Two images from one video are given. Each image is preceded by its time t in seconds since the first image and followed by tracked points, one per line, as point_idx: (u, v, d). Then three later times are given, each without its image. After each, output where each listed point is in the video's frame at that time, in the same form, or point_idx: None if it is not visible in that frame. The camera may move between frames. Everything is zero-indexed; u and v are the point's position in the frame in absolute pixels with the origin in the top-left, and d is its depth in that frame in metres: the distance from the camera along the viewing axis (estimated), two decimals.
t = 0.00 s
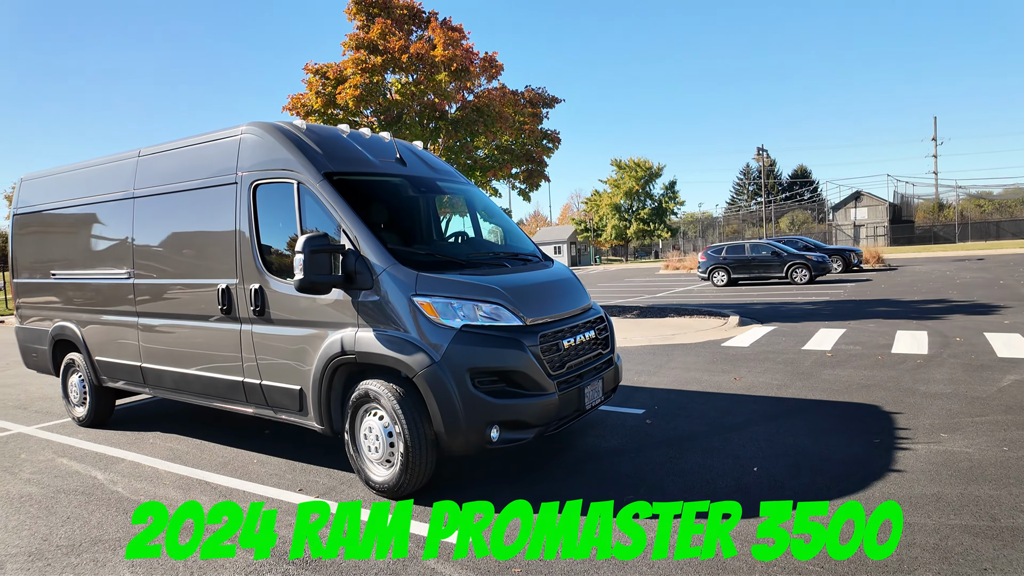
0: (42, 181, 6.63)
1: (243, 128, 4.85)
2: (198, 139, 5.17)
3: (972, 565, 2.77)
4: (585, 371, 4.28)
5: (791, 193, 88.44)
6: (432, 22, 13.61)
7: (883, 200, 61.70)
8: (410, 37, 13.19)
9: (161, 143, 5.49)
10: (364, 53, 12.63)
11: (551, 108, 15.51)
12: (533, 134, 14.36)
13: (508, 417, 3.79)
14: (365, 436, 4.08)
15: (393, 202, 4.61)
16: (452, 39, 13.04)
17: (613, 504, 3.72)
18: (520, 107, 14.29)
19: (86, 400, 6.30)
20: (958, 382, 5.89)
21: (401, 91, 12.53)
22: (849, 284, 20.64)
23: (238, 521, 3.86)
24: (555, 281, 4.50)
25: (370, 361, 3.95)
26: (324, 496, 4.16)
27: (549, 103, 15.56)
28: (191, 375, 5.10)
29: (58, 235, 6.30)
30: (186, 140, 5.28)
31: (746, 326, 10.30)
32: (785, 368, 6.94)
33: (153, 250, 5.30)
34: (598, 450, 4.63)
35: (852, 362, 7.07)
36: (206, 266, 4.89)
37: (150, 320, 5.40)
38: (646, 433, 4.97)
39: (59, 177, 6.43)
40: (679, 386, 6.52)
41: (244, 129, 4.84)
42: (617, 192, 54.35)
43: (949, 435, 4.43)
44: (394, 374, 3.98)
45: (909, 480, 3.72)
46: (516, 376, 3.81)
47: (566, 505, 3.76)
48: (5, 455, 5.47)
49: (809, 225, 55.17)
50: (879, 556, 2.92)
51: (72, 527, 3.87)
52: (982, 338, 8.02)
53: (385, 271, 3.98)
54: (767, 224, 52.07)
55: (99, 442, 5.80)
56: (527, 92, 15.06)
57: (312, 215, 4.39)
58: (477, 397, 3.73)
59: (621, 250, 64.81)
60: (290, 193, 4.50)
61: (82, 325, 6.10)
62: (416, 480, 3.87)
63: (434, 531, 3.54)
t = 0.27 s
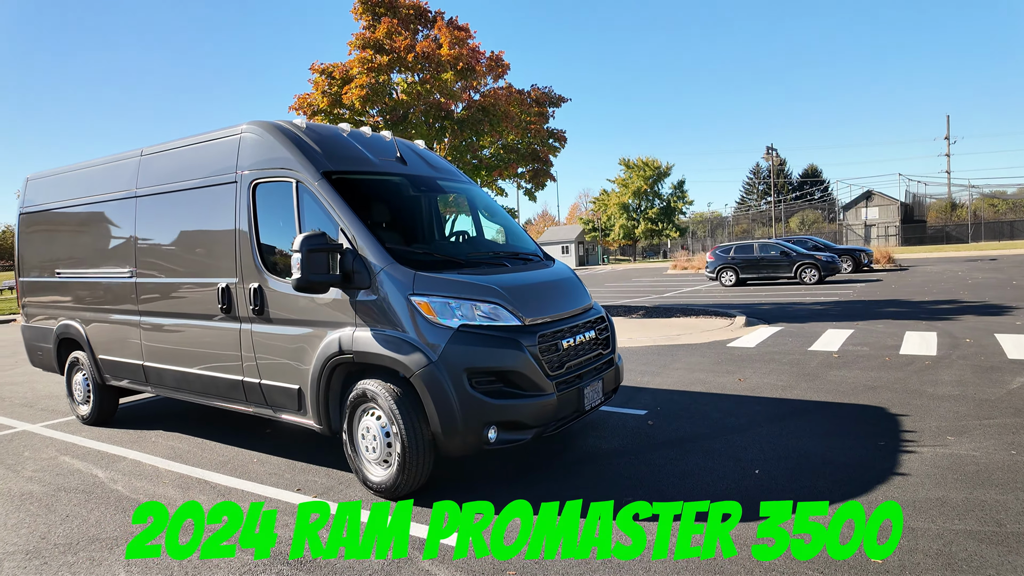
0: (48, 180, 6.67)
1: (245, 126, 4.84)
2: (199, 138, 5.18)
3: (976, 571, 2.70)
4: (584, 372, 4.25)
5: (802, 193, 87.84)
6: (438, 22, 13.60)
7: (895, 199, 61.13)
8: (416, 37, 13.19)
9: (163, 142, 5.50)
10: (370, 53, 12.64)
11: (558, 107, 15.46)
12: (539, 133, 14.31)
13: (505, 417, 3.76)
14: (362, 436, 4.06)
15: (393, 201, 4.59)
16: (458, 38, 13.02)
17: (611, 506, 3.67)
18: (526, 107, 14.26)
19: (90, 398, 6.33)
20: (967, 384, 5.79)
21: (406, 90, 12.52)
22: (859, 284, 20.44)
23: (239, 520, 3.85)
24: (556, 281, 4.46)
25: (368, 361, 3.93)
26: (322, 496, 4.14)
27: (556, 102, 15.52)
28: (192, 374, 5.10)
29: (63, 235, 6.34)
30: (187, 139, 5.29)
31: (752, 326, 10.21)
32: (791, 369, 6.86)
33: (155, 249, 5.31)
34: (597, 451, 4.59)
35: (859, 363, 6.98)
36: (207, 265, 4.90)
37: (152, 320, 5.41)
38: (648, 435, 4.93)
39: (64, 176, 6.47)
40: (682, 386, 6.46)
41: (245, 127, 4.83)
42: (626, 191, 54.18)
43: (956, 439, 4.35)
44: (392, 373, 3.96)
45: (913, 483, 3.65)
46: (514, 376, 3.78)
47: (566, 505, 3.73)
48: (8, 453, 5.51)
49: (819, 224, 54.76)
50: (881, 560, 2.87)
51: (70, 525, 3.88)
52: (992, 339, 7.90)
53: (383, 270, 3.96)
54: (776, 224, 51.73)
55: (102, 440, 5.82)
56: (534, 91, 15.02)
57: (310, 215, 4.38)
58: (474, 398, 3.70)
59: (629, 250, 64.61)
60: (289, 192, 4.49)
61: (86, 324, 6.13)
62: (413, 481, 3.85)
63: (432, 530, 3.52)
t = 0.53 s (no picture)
0: (49, 177, 6.64)
1: (244, 122, 4.78)
2: (199, 134, 5.13)
3: None
4: (587, 371, 4.17)
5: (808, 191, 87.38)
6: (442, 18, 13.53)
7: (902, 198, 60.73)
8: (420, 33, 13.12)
9: (163, 139, 5.45)
10: (374, 50, 12.58)
11: (563, 105, 15.37)
12: (544, 131, 14.23)
13: (506, 418, 3.69)
14: (362, 436, 4.00)
15: (394, 198, 4.52)
16: (462, 35, 12.95)
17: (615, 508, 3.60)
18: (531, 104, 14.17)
19: (91, 397, 6.31)
20: (978, 385, 5.70)
21: (410, 87, 12.45)
22: (866, 283, 20.28)
23: (237, 520, 3.80)
24: (559, 279, 4.39)
25: (368, 360, 3.87)
26: (322, 497, 4.09)
27: (561, 100, 15.42)
28: (191, 373, 5.06)
29: (64, 232, 6.31)
30: (187, 135, 5.24)
31: (758, 325, 10.11)
32: (798, 369, 6.77)
33: (155, 247, 5.27)
34: (601, 452, 4.52)
35: (867, 363, 6.88)
36: (207, 263, 4.85)
37: (152, 318, 5.37)
38: (652, 435, 4.85)
39: (65, 174, 6.43)
40: (688, 386, 6.38)
41: (244, 123, 4.78)
42: (631, 189, 53.99)
43: (968, 441, 4.26)
44: (392, 373, 3.89)
45: (924, 487, 3.57)
46: (515, 377, 3.71)
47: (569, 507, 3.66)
48: (8, 451, 5.48)
49: (826, 223, 54.44)
50: (892, 565, 2.79)
51: (66, 525, 3.83)
52: (1003, 339, 7.78)
53: (383, 268, 3.90)
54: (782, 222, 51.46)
55: (102, 439, 5.79)
56: (538, 88, 14.94)
57: (310, 211, 4.32)
58: (475, 398, 3.64)
59: (634, 248, 64.41)
60: (289, 188, 4.43)
61: (87, 322, 6.10)
62: (413, 482, 3.79)
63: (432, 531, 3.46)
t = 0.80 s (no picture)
0: (46, 177, 6.59)
1: (242, 121, 4.71)
2: (196, 134, 5.06)
3: None
4: (589, 375, 4.09)
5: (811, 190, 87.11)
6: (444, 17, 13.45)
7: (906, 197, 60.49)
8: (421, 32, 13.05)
9: (160, 138, 5.39)
10: (375, 49, 12.51)
11: (565, 104, 15.28)
12: (546, 130, 14.15)
13: (507, 423, 3.61)
14: (360, 441, 3.93)
15: (393, 198, 4.45)
16: (464, 34, 12.87)
17: (617, 516, 3.52)
18: (533, 103, 14.09)
19: (88, 398, 6.25)
20: (987, 388, 5.60)
21: (411, 86, 12.38)
22: (870, 283, 20.15)
23: (232, 526, 3.73)
24: (561, 282, 4.31)
25: (366, 364, 3.80)
26: (319, 502, 4.01)
27: (563, 99, 15.34)
28: (188, 375, 4.99)
29: (62, 232, 6.25)
30: (184, 134, 5.17)
31: (762, 327, 10.02)
32: (803, 372, 6.68)
33: (152, 248, 5.21)
34: (603, 457, 4.44)
35: (874, 365, 6.79)
36: (203, 265, 4.78)
37: (149, 320, 5.30)
38: (655, 440, 4.77)
39: (63, 173, 6.38)
40: (691, 389, 6.30)
41: (242, 122, 4.71)
42: (633, 188, 53.86)
43: (978, 447, 4.17)
44: (390, 377, 3.82)
45: (934, 495, 3.48)
46: (516, 382, 3.63)
47: (570, 515, 3.58)
48: (4, 454, 5.42)
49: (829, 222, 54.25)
50: None
51: (59, 531, 3.77)
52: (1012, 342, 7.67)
53: (381, 270, 3.82)
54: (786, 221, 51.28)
55: (99, 441, 5.73)
56: (541, 87, 14.86)
57: (307, 212, 4.25)
58: (475, 404, 3.56)
59: (637, 248, 64.27)
60: (286, 189, 4.36)
61: (84, 323, 6.04)
62: (412, 488, 3.71)
63: (430, 539, 3.38)
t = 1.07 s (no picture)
0: (44, 177, 6.54)
1: (240, 121, 4.67)
2: (193, 134, 5.01)
3: None
4: (591, 379, 4.04)
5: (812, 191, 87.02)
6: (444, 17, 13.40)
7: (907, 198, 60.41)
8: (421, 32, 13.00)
9: (158, 138, 5.34)
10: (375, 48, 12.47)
11: (566, 104, 15.23)
12: (546, 130, 14.10)
13: (508, 428, 3.56)
14: (358, 446, 3.88)
15: (393, 199, 4.40)
16: (465, 33, 12.82)
17: (619, 522, 3.47)
18: (534, 103, 14.04)
19: (85, 400, 6.20)
20: (991, 391, 5.55)
21: (412, 86, 12.33)
22: (872, 284, 20.09)
23: (228, 532, 3.68)
24: (562, 284, 4.26)
25: (365, 367, 3.75)
26: (317, 507, 3.96)
27: (564, 99, 15.29)
28: (186, 378, 4.94)
29: (59, 232, 6.20)
30: (182, 134, 5.12)
31: (764, 328, 9.97)
32: (806, 374, 6.63)
33: (149, 249, 5.16)
34: (605, 461, 4.39)
35: (877, 368, 6.74)
36: (201, 266, 4.74)
37: (147, 322, 5.26)
38: (657, 443, 4.72)
39: (60, 173, 6.33)
40: (693, 391, 6.25)
41: (240, 122, 4.66)
42: (634, 189, 53.80)
43: (985, 451, 4.12)
44: (389, 380, 3.77)
45: (941, 501, 3.43)
46: (517, 386, 3.58)
47: (572, 521, 3.53)
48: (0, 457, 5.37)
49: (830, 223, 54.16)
50: None
51: (54, 536, 3.72)
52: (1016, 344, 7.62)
53: (380, 272, 3.77)
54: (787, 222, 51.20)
55: (96, 444, 5.68)
56: (541, 88, 14.81)
57: (305, 213, 4.20)
58: (475, 408, 3.51)
59: (637, 248, 64.19)
60: (284, 189, 4.31)
61: (81, 324, 5.99)
62: (411, 493, 3.66)
63: (430, 545, 3.33)
